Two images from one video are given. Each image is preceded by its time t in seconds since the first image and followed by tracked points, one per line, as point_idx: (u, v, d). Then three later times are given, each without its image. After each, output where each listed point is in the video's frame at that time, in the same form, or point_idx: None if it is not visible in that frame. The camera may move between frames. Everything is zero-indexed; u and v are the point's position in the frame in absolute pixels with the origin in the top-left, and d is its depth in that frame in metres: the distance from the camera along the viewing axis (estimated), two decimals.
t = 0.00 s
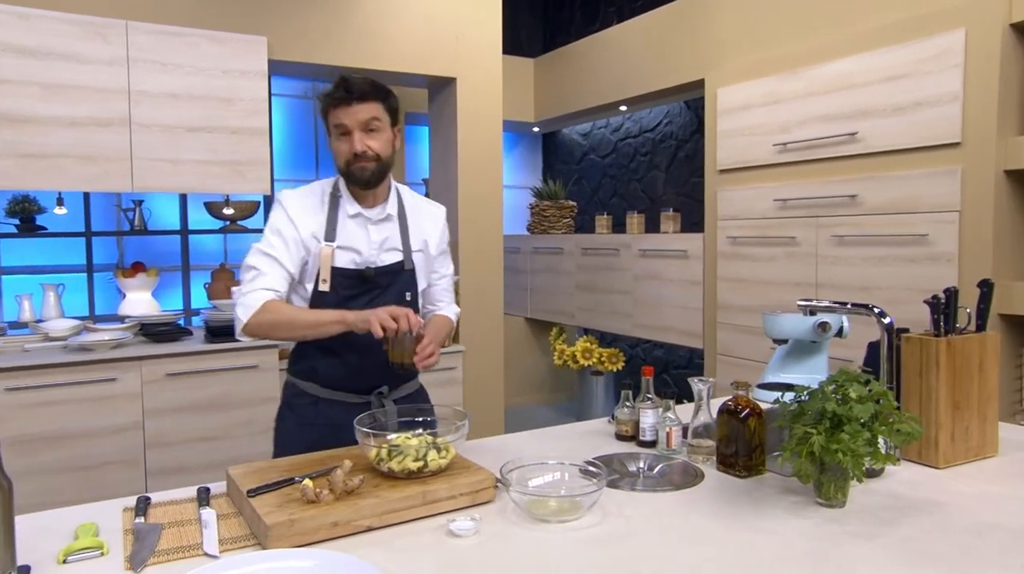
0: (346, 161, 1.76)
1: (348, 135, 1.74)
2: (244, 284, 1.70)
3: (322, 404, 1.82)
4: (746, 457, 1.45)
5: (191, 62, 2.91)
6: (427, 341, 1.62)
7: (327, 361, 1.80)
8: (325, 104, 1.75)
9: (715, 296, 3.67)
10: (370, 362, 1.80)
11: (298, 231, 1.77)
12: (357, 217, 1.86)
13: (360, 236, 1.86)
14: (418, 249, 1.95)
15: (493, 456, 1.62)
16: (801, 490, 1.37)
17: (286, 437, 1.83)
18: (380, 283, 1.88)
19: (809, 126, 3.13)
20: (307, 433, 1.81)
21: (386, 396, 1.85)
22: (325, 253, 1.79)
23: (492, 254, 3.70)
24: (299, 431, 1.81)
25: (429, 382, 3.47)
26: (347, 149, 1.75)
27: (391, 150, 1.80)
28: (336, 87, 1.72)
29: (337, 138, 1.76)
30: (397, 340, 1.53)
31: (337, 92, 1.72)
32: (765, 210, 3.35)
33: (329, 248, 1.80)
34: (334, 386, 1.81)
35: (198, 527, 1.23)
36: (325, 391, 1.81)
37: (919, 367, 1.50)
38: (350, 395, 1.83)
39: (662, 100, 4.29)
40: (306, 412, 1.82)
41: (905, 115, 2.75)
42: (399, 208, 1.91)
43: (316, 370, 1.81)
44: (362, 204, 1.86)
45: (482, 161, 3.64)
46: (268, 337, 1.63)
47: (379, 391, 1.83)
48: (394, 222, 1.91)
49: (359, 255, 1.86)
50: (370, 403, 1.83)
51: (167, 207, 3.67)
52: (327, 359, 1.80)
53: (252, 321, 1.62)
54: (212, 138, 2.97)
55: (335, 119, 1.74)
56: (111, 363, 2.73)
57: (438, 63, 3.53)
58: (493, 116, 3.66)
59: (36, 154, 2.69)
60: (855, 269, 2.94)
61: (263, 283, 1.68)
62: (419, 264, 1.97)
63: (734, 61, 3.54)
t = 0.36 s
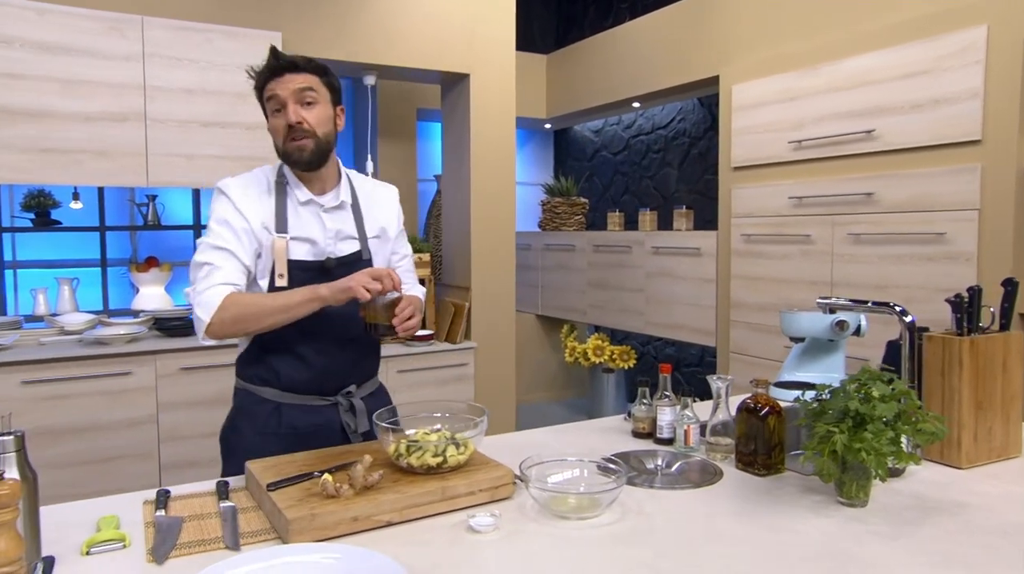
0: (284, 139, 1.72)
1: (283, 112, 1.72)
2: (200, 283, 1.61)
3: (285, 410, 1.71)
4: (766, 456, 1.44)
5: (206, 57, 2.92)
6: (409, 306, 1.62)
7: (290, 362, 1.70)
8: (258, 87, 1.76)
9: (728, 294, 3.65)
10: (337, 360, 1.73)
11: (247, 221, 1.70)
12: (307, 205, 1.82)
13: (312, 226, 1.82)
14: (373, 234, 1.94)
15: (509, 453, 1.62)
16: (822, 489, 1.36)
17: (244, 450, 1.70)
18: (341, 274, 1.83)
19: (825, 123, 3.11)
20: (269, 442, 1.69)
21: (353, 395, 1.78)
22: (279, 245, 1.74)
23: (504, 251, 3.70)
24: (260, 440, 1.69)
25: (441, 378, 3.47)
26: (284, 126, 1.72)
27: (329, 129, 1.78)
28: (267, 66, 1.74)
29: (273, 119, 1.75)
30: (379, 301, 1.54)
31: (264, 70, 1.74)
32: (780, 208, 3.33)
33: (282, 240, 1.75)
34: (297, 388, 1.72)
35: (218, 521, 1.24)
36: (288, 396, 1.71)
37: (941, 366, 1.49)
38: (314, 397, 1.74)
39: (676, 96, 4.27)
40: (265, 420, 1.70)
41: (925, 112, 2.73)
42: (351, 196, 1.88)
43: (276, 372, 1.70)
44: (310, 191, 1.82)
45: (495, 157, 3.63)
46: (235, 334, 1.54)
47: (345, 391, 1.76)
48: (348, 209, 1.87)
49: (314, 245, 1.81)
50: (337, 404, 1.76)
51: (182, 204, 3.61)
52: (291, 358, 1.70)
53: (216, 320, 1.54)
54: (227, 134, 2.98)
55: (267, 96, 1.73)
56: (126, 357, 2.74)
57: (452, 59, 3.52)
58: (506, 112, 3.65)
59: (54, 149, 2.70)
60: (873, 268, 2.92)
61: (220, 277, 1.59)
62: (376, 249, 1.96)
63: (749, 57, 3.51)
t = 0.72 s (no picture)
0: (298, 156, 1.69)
1: (298, 128, 1.66)
2: (195, 270, 1.59)
3: (293, 411, 1.71)
4: (788, 456, 1.42)
5: (226, 54, 2.94)
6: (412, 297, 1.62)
7: (299, 362, 1.71)
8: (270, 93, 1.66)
9: (747, 292, 3.63)
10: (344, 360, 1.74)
11: (250, 216, 1.72)
12: (313, 207, 1.83)
13: (317, 227, 1.83)
14: (379, 235, 1.96)
15: (529, 450, 1.62)
16: (845, 490, 1.35)
17: (251, 451, 1.68)
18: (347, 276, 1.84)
19: (847, 120, 3.08)
20: (278, 442, 1.68)
21: (361, 395, 1.78)
22: (285, 245, 1.75)
23: (522, 248, 3.70)
24: (268, 440, 1.68)
25: (457, 375, 3.47)
26: (298, 144, 1.67)
27: (343, 145, 1.74)
28: (288, 74, 1.62)
29: (286, 131, 1.69)
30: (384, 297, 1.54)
31: (280, 79, 1.63)
32: (800, 206, 3.30)
33: (288, 241, 1.76)
34: (306, 388, 1.72)
35: (241, 515, 1.26)
36: (297, 397, 1.71)
37: (968, 367, 1.47)
38: (322, 397, 1.74)
39: (694, 93, 4.24)
40: (273, 420, 1.69)
41: (949, 109, 2.69)
42: (357, 198, 1.89)
43: (285, 373, 1.71)
44: (315, 193, 1.82)
45: (512, 155, 3.63)
46: (227, 324, 1.51)
47: (354, 390, 1.77)
48: (353, 212, 1.88)
49: (319, 246, 1.82)
50: (345, 403, 1.76)
51: (200, 200, 3.65)
52: (300, 359, 1.71)
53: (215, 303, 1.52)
54: (247, 131, 3.00)
55: (282, 111, 1.65)
56: (146, 352, 2.77)
57: (470, 56, 3.52)
58: (524, 109, 3.65)
59: (76, 145, 2.73)
60: (895, 266, 2.89)
61: (215, 265, 1.59)
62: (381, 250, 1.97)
63: (769, 54, 3.49)
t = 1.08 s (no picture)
0: (373, 164, 1.73)
1: (379, 140, 1.68)
2: (254, 237, 1.72)
3: (343, 401, 1.72)
4: (808, 456, 1.41)
5: (247, 53, 2.96)
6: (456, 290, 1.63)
7: (348, 351, 1.73)
8: (352, 102, 1.64)
9: (767, 291, 3.60)
10: (393, 351, 1.75)
11: (313, 200, 1.79)
12: (374, 204, 1.86)
13: (377, 223, 1.86)
14: (437, 236, 1.95)
15: (548, 448, 1.62)
16: (866, 491, 1.34)
17: (305, 439, 1.72)
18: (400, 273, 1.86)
19: (869, 117, 3.04)
20: (329, 432, 1.70)
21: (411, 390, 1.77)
22: (346, 237, 1.78)
23: (539, 245, 3.69)
24: (320, 429, 1.70)
25: (476, 372, 3.48)
26: (376, 153, 1.70)
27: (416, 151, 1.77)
28: (375, 91, 1.61)
29: (363, 138, 1.70)
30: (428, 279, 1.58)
31: (366, 93, 1.61)
32: (821, 204, 3.26)
33: (350, 233, 1.79)
34: (355, 378, 1.73)
35: (261, 510, 1.27)
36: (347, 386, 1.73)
37: (994, 368, 1.45)
38: (373, 389, 1.75)
39: (713, 91, 4.21)
40: (324, 411, 1.71)
41: (975, 105, 2.65)
42: (418, 198, 1.92)
43: (335, 363, 1.73)
44: (378, 192, 1.85)
45: (531, 153, 3.63)
46: (271, 287, 1.62)
47: (402, 384, 1.76)
48: (412, 210, 1.90)
49: (377, 241, 1.85)
50: (394, 397, 1.75)
51: (221, 198, 3.72)
52: (350, 348, 1.73)
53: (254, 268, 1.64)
54: (267, 129, 3.02)
55: (365, 123, 1.65)
56: (168, 348, 2.80)
57: (488, 54, 3.52)
58: (542, 107, 3.64)
59: (100, 144, 2.77)
60: (917, 265, 2.85)
61: (267, 235, 1.70)
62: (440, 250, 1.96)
63: (791, 50, 3.45)
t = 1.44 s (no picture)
0: (429, 159, 1.76)
1: (447, 141, 1.72)
2: (304, 228, 1.73)
3: (386, 396, 1.76)
4: (824, 457, 1.41)
5: (266, 54, 2.99)
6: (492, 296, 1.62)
7: (391, 346, 1.77)
8: (439, 99, 1.68)
9: (786, 291, 3.57)
10: (435, 348, 1.78)
11: (363, 197, 1.81)
12: (423, 204, 1.88)
13: (426, 222, 1.88)
14: (484, 237, 1.96)
15: (563, 448, 1.62)
16: (883, 492, 1.33)
17: (347, 430, 1.77)
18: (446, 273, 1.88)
19: (890, 115, 3.00)
20: (370, 425, 1.75)
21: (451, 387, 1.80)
22: (395, 236, 1.82)
23: (556, 244, 3.70)
24: (361, 422, 1.75)
25: (492, 372, 3.49)
26: (438, 151, 1.73)
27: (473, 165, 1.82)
28: (466, 98, 1.65)
29: (432, 133, 1.73)
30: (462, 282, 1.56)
31: (455, 97, 1.65)
32: (841, 203, 3.23)
33: (398, 232, 1.82)
34: (397, 373, 1.77)
35: (279, 506, 1.29)
36: (389, 380, 1.77)
37: (1016, 369, 1.43)
38: (415, 384, 1.78)
39: (732, 89, 4.18)
40: (366, 403, 1.76)
41: (998, 103, 2.61)
42: (467, 201, 1.93)
43: (378, 357, 1.77)
44: (430, 192, 1.88)
45: (547, 152, 3.63)
46: (315, 277, 1.66)
47: (443, 381, 1.79)
48: (460, 212, 1.92)
49: (425, 242, 1.88)
50: (435, 394, 1.78)
51: (241, 199, 3.77)
52: (394, 343, 1.77)
53: (306, 258, 1.66)
54: (285, 130, 3.05)
55: (441, 121, 1.69)
56: (188, 346, 2.84)
57: (505, 54, 3.53)
58: (560, 106, 3.64)
59: (122, 146, 2.81)
60: (940, 265, 2.81)
61: (318, 227, 1.71)
62: (486, 252, 1.97)
63: (812, 47, 3.42)
